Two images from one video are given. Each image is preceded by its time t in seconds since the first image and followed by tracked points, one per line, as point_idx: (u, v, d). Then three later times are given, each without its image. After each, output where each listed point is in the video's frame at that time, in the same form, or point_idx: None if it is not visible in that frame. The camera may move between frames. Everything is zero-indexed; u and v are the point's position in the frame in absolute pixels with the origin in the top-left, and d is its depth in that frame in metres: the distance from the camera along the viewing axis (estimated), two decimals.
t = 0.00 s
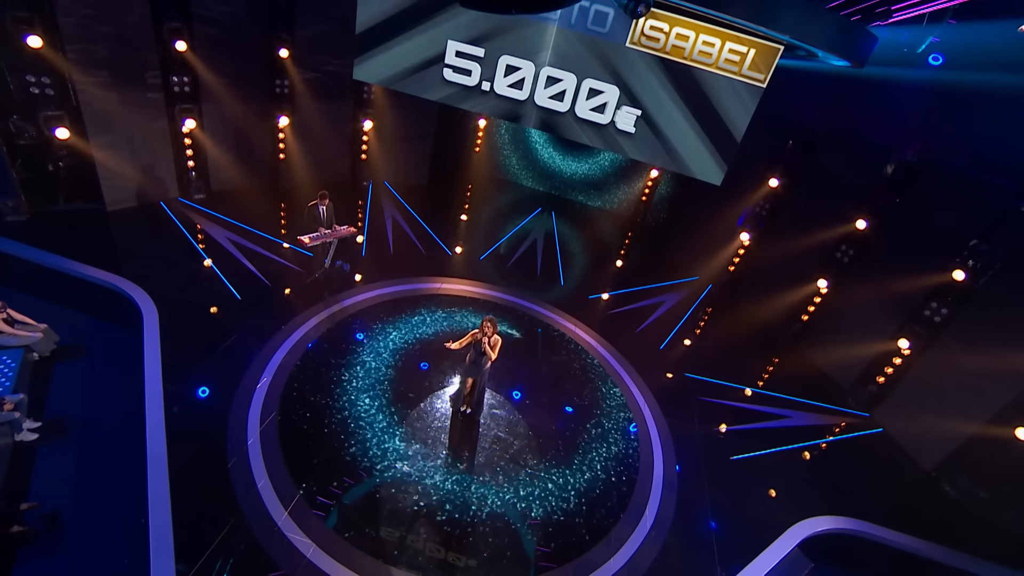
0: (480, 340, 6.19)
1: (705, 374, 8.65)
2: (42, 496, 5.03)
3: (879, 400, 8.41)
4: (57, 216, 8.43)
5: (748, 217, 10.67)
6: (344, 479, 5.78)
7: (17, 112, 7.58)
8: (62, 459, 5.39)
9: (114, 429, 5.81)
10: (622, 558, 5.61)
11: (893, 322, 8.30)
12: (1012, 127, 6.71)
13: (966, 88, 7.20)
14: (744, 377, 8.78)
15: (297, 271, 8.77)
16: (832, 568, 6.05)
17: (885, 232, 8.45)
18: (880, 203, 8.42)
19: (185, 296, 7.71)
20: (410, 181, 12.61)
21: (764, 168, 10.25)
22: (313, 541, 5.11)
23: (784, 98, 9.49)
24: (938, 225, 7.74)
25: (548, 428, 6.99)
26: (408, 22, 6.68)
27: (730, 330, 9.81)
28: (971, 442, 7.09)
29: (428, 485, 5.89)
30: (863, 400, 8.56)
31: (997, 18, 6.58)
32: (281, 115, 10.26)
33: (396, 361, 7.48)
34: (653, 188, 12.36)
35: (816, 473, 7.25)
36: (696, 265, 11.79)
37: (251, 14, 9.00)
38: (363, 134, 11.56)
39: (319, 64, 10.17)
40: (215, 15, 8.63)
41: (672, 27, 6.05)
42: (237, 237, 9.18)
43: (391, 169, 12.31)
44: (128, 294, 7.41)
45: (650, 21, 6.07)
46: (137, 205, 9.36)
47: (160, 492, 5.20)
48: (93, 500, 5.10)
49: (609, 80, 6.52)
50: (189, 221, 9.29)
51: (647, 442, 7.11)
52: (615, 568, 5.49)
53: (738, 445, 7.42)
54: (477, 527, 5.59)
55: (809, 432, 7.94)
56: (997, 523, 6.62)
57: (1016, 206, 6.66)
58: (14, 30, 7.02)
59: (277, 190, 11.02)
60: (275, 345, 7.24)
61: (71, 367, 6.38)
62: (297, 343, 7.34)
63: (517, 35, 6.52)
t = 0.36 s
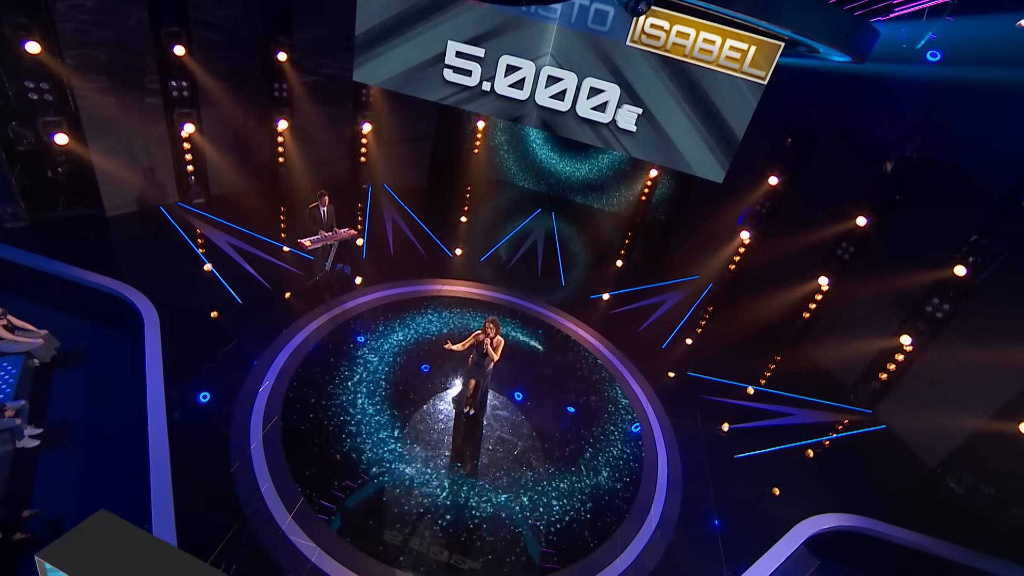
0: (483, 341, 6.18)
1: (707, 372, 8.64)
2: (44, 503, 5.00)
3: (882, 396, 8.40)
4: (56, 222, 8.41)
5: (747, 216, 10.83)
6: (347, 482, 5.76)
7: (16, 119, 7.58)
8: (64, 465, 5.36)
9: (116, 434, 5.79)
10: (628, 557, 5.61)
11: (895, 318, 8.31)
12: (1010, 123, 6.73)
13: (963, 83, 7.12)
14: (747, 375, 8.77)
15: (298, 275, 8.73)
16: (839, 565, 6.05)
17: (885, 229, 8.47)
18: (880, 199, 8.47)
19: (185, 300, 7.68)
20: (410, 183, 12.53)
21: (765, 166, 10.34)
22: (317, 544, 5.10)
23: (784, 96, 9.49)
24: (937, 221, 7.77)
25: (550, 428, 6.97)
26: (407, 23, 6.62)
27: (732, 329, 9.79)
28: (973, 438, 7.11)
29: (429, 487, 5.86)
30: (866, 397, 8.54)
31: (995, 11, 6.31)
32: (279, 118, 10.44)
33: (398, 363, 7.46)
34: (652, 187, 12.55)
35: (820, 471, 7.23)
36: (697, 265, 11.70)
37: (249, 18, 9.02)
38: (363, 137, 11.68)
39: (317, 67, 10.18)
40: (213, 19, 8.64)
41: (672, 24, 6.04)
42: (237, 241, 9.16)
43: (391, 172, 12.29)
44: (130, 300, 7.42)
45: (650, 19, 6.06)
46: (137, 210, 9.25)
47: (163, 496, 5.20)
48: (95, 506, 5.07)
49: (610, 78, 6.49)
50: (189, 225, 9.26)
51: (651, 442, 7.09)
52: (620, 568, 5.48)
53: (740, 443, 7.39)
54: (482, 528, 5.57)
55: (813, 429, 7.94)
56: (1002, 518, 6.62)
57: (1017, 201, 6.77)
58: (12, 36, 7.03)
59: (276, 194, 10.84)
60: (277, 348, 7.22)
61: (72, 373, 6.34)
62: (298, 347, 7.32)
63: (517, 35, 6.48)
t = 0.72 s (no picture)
0: (488, 340, 6.18)
1: (712, 370, 8.64)
2: (50, 508, 4.98)
3: (885, 392, 8.29)
4: (57, 227, 8.39)
5: (749, 212, 10.87)
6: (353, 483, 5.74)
7: (16, 125, 7.53)
8: (70, 471, 5.34)
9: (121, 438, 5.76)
10: (636, 556, 5.60)
11: (900, 313, 8.31)
12: (1011, 116, 6.76)
13: (964, 75, 7.17)
14: (750, 371, 8.76)
15: (300, 277, 8.71)
16: (848, 560, 6.04)
17: (887, 223, 8.47)
18: (882, 194, 8.45)
19: (188, 304, 7.66)
20: (410, 184, 12.52)
21: (764, 162, 10.30)
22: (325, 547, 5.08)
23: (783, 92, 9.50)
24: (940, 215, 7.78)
25: (555, 428, 6.94)
26: (408, 22, 6.62)
27: (735, 325, 9.75)
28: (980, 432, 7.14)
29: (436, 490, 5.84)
30: (871, 392, 8.38)
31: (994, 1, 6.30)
32: (279, 121, 10.43)
33: (402, 364, 7.45)
34: (652, 185, 12.54)
35: (827, 467, 7.22)
36: (698, 263, 11.42)
37: (248, 20, 9.02)
38: (363, 138, 11.69)
39: (315, 70, 10.19)
40: (212, 23, 8.63)
41: (675, 20, 5.98)
42: (238, 244, 9.15)
43: (391, 173, 12.27)
44: (132, 304, 7.40)
45: (653, 15, 5.99)
46: (138, 214, 9.25)
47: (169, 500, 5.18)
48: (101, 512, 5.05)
49: (613, 75, 6.50)
50: (190, 229, 9.25)
51: (657, 441, 7.06)
52: (629, 567, 5.47)
53: (745, 440, 7.39)
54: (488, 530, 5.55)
55: (818, 425, 7.93)
56: (1009, 511, 6.63)
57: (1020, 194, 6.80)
58: (11, 42, 6.99)
59: (277, 196, 10.88)
60: (281, 351, 7.21)
61: (76, 378, 6.32)
62: (301, 349, 7.30)
63: (520, 33, 6.48)
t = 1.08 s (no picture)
0: (495, 339, 6.10)
1: (717, 365, 8.63)
2: (58, 513, 4.96)
3: (891, 385, 8.28)
4: (59, 232, 8.37)
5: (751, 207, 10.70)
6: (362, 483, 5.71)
7: (16, 129, 7.52)
8: (76, 476, 5.32)
9: (127, 443, 5.74)
10: (647, 553, 5.60)
11: (905, 306, 8.30)
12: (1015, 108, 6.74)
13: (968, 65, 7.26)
14: (755, 366, 8.76)
15: (303, 278, 8.71)
16: (858, 555, 6.02)
17: (891, 217, 8.46)
18: (886, 186, 8.25)
19: (191, 307, 7.64)
20: (411, 185, 12.53)
21: (766, 156, 10.17)
22: (335, 548, 5.05)
23: (784, 87, 9.48)
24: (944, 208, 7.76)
25: (563, 426, 6.93)
26: (411, 21, 6.60)
27: (739, 321, 9.74)
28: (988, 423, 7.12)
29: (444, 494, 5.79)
30: (876, 385, 8.42)
31: None
32: (279, 123, 10.20)
33: (406, 364, 7.43)
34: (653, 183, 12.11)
35: (834, 460, 7.22)
36: (701, 259, 11.61)
37: (247, 22, 8.99)
38: (363, 139, 11.52)
39: (315, 71, 10.17)
40: (211, 24, 8.60)
41: (680, 14, 5.97)
42: (241, 246, 9.13)
43: (392, 173, 12.23)
44: (136, 308, 7.38)
45: (658, 9, 5.99)
46: (139, 218, 9.25)
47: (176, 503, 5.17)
48: (108, 513, 5.04)
49: (619, 70, 6.42)
50: (191, 231, 9.24)
51: (664, 437, 7.04)
52: (640, 563, 5.48)
53: (754, 435, 7.39)
54: (497, 528, 5.54)
55: (824, 419, 7.91)
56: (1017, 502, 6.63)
57: None
58: (11, 46, 6.97)
59: (279, 198, 10.89)
60: (286, 352, 7.18)
61: (80, 382, 6.30)
62: (308, 350, 7.28)
63: (524, 28, 6.41)
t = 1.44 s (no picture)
0: (503, 336, 6.16)
1: (722, 360, 8.63)
2: (66, 518, 4.92)
3: (897, 377, 8.35)
4: (60, 236, 8.32)
5: (754, 201, 10.66)
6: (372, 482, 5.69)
7: (16, 133, 7.49)
8: (84, 481, 5.28)
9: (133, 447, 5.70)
10: (659, 549, 5.59)
11: (910, 298, 8.28)
12: (1019, 98, 6.73)
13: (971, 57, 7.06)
14: (759, 361, 8.75)
15: (307, 279, 8.69)
16: (869, 548, 6.02)
17: (895, 209, 8.44)
18: (891, 178, 8.18)
19: (195, 310, 7.60)
20: (412, 185, 12.52)
21: (768, 150, 10.17)
22: (346, 548, 5.03)
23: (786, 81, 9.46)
24: (949, 199, 7.74)
25: (570, 422, 6.92)
26: (415, 17, 6.49)
27: (743, 317, 9.74)
28: (996, 414, 7.11)
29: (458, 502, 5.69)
30: (883, 378, 8.51)
31: None
32: (280, 124, 10.10)
33: (411, 363, 7.40)
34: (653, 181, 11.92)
35: (841, 454, 7.22)
36: (703, 255, 11.62)
37: (246, 22, 8.93)
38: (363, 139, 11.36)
39: (315, 71, 10.15)
40: (209, 25, 8.55)
41: (686, 6, 5.83)
42: (243, 248, 9.09)
43: (392, 173, 12.21)
44: (140, 312, 7.34)
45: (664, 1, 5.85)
46: (141, 221, 9.22)
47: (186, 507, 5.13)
48: (116, 518, 5.00)
49: (624, 64, 6.32)
50: (192, 233, 9.20)
51: (672, 433, 7.04)
52: (654, 558, 5.48)
53: (762, 429, 7.40)
54: (507, 527, 5.51)
55: (830, 413, 7.90)
56: None
57: None
58: (10, 49, 6.92)
59: (281, 199, 10.85)
60: (291, 354, 7.14)
61: (85, 387, 6.26)
62: (313, 351, 7.25)
63: (529, 23, 6.30)
